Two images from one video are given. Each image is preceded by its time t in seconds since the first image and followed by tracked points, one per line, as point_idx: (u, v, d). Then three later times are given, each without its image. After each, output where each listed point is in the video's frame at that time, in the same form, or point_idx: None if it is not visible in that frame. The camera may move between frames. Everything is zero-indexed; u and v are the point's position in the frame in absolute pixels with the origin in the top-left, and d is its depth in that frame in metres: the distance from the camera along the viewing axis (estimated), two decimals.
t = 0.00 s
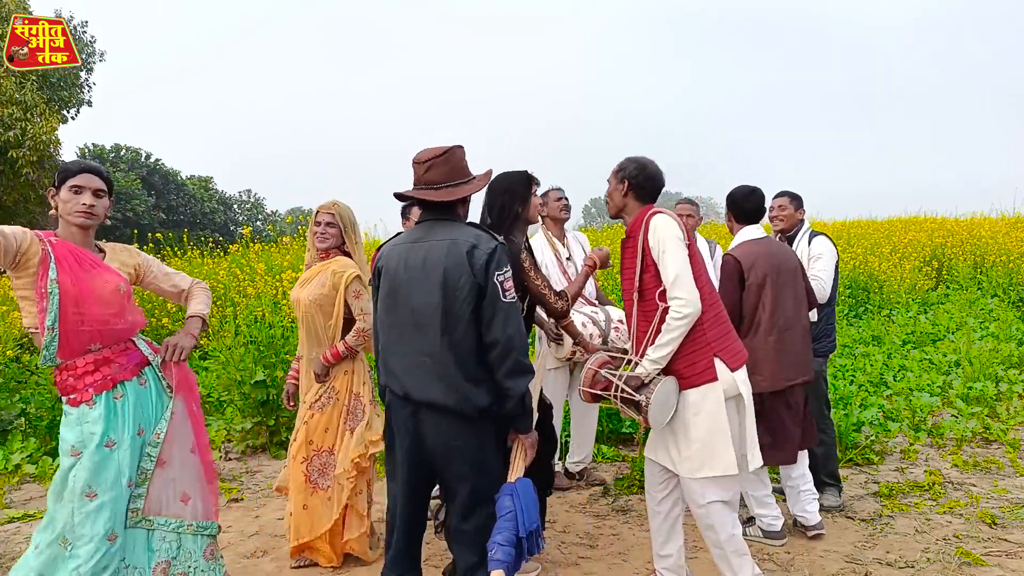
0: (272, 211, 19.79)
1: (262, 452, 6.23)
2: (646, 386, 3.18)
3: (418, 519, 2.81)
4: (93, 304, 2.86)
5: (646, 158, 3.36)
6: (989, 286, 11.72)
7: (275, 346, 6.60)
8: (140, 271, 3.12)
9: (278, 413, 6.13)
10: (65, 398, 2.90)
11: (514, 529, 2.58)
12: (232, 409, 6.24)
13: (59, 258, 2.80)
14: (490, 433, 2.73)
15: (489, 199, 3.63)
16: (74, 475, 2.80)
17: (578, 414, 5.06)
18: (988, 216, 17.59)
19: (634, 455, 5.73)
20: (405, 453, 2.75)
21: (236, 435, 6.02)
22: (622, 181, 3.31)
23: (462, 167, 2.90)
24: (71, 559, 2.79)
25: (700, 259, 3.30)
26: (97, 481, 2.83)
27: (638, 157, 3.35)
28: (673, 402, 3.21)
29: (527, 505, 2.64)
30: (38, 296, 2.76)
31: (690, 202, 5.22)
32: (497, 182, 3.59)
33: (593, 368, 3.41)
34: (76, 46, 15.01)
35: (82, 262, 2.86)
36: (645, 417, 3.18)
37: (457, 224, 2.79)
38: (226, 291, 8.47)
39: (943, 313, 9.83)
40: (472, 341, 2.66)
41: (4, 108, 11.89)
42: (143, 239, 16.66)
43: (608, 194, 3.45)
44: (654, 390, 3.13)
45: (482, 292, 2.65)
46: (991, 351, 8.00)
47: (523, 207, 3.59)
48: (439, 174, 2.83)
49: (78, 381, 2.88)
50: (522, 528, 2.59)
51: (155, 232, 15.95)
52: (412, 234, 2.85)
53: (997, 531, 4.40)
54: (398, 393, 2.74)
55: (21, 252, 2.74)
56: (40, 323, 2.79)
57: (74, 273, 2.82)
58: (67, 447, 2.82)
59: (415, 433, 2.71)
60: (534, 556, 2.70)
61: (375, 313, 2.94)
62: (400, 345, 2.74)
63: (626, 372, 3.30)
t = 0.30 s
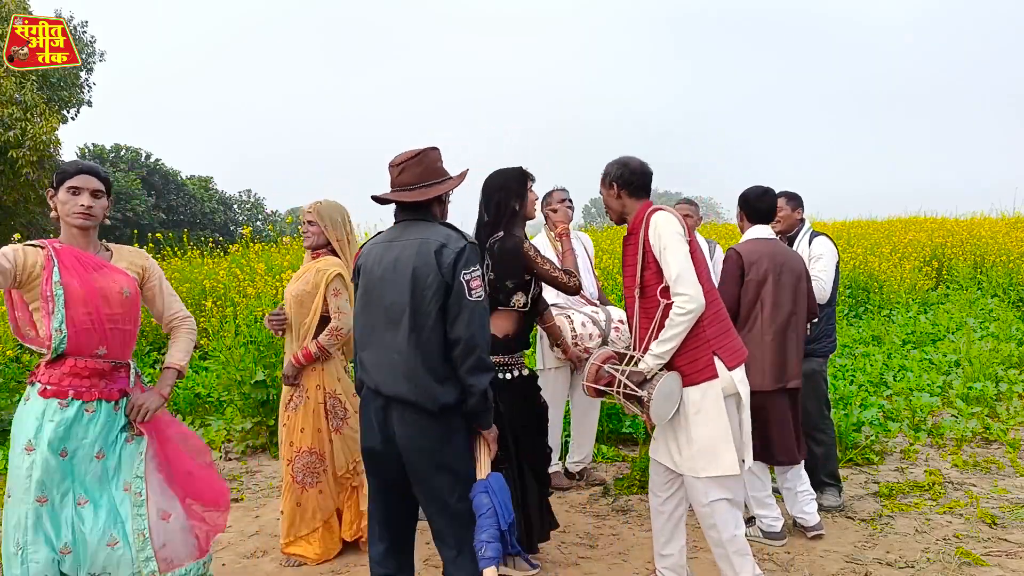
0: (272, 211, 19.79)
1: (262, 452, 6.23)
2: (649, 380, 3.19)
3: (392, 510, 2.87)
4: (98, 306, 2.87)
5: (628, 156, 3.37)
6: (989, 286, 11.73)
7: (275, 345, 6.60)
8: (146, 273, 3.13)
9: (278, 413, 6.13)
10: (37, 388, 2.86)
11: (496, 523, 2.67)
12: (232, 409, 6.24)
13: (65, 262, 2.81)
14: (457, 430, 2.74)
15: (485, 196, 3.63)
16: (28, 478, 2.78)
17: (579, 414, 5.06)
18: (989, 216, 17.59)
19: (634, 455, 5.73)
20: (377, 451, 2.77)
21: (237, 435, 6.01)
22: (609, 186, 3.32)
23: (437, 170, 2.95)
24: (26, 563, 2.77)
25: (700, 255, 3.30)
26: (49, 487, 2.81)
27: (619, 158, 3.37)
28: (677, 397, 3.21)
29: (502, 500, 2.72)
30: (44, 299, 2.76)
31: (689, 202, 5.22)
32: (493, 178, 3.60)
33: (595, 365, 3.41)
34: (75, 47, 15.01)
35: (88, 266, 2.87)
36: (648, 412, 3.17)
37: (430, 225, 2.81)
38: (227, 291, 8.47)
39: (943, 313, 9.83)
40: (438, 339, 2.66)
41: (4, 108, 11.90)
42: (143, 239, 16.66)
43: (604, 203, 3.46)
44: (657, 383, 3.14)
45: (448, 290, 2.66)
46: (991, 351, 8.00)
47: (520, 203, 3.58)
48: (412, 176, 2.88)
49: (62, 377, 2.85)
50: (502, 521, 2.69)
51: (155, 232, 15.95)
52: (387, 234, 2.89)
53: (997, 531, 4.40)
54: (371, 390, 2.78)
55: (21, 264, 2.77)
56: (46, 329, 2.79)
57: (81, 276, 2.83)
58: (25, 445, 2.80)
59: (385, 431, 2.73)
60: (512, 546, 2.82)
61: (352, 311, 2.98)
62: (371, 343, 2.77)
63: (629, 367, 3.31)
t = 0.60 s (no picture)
0: (272, 211, 19.79)
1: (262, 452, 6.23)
2: (648, 375, 3.20)
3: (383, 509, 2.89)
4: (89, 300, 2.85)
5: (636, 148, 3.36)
6: (989, 286, 11.73)
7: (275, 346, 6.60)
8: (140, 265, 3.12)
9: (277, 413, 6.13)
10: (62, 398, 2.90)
11: (465, 525, 2.53)
12: (232, 409, 6.23)
13: (57, 255, 2.79)
14: (437, 428, 2.73)
15: (479, 201, 3.62)
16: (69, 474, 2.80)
17: (581, 414, 5.06)
18: (989, 216, 17.59)
19: (634, 455, 5.73)
20: (364, 449, 2.81)
21: (237, 435, 6.01)
22: (620, 177, 3.29)
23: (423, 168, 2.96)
24: (63, 561, 2.80)
25: (705, 252, 3.29)
26: (91, 481, 2.81)
27: (628, 150, 3.34)
28: (677, 391, 3.22)
29: (477, 502, 2.60)
30: (35, 292, 2.76)
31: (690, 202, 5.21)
32: (488, 185, 3.60)
33: (596, 358, 3.43)
34: (75, 47, 15.01)
35: (81, 259, 2.85)
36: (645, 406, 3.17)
37: (412, 224, 2.83)
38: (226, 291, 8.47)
39: (943, 313, 9.83)
40: (417, 336, 2.68)
41: (4, 108, 11.90)
42: (143, 239, 16.67)
43: (612, 195, 3.43)
44: (655, 379, 3.15)
45: (426, 287, 2.67)
46: (991, 351, 8.00)
47: (516, 210, 3.60)
48: (398, 175, 2.88)
49: (76, 380, 2.89)
50: (472, 524, 2.55)
51: (155, 232, 15.96)
52: (372, 235, 2.92)
53: (997, 531, 4.40)
54: (357, 390, 2.82)
55: (18, 244, 2.75)
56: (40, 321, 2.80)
57: (71, 270, 2.81)
58: (63, 446, 2.82)
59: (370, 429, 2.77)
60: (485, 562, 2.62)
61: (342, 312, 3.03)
62: (356, 343, 2.81)
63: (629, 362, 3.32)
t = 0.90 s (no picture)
0: (272, 211, 19.79)
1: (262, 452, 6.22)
2: (645, 375, 3.22)
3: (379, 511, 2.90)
4: (100, 308, 2.86)
5: (642, 148, 3.35)
6: (989, 286, 11.73)
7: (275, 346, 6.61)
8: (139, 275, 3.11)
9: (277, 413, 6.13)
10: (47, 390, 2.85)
11: (420, 524, 2.51)
12: (233, 409, 6.23)
13: (60, 267, 2.79)
14: (425, 429, 2.74)
15: (475, 194, 3.60)
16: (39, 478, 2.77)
17: (582, 414, 5.06)
18: (988, 216, 17.59)
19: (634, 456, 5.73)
20: (359, 445, 2.84)
21: (237, 435, 6.01)
22: (622, 176, 3.28)
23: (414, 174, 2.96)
24: (30, 567, 2.75)
25: (706, 253, 3.30)
26: (61, 489, 2.80)
27: (633, 149, 3.34)
28: (672, 393, 3.24)
29: (438, 503, 2.57)
30: (45, 305, 2.75)
31: (692, 203, 5.21)
32: (483, 177, 3.58)
33: (596, 356, 3.43)
34: (75, 47, 15.00)
35: (85, 269, 2.86)
36: (642, 407, 3.19)
37: (398, 225, 2.83)
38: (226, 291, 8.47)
39: (943, 313, 9.83)
40: (401, 338, 2.69)
41: (4, 108, 11.89)
42: (142, 239, 16.66)
43: (615, 195, 3.43)
44: (650, 381, 3.18)
45: (408, 289, 2.67)
46: (991, 351, 8.00)
47: (512, 202, 3.57)
48: (383, 179, 2.89)
49: (71, 382, 2.85)
50: (427, 524, 2.52)
51: (155, 232, 15.97)
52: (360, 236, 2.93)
53: (997, 531, 4.40)
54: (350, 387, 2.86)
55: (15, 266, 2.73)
56: (50, 334, 2.78)
57: (78, 279, 2.82)
58: (36, 447, 2.78)
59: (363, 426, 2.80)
60: (436, 562, 2.60)
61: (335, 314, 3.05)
62: (346, 343, 2.83)
63: (627, 361, 3.34)
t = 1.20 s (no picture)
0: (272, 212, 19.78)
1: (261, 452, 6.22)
2: (649, 374, 3.20)
3: (376, 514, 2.90)
4: (96, 295, 2.86)
5: (651, 147, 3.34)
6: (989, 286, 11.73)
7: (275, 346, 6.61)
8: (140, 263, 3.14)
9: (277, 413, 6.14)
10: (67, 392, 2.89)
11: (409, 520, 2.56)
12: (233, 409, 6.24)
13: (60, 252, 2.80)
14: (420, 428, 2.74)
15: (475, 200, 3.62)
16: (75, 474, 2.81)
17: (580, 413, 5.08)
18: (989, 216, 17.59)
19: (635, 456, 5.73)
20: (354, 444, 2.84)
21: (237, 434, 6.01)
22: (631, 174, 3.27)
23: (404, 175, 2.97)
24: (65, 557, 2.80)
25: (714, 257, 3.30)
26: (96, 478, 2.84)
27: (643, 148, 3.32)
28: (677, 389, 3.21)
29: (428, 500, 2.57)
30: (40, 289, 2.75)
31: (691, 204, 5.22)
32: (483, 185, 3.61)
33: (599, 353, 3.43)
34: (75, 47, 15.00)
35: (84, 255, 2.87)
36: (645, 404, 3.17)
37: (391, 226, 2.84)
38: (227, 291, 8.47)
39: (943, 313, 9.83)
40: (395, 336, 2.69)
41: (4, 108, 11.89)
42: (142, 239, 16.65)
43: (623, 192, 3.42)
44: (655, 377, 3.15)
45: (402, 288, 2.67)
46: (991, 351, 8.00)
47: (511, 210, 3.57)
48: (371, 181, 2.90)
49: (80, 377, 2.88)
50: (417, 520, 2.55)
51: (155, 232, 15.96)
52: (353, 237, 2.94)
53: (997, 531, 4.40)
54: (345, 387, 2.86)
55: (19, 247, 2.73)
56: (44, 318, 2.79)
57: (76, 266, 2.83)
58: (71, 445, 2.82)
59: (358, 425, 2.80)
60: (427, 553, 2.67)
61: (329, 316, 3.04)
62: (340, 343, 2.83)
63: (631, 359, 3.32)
